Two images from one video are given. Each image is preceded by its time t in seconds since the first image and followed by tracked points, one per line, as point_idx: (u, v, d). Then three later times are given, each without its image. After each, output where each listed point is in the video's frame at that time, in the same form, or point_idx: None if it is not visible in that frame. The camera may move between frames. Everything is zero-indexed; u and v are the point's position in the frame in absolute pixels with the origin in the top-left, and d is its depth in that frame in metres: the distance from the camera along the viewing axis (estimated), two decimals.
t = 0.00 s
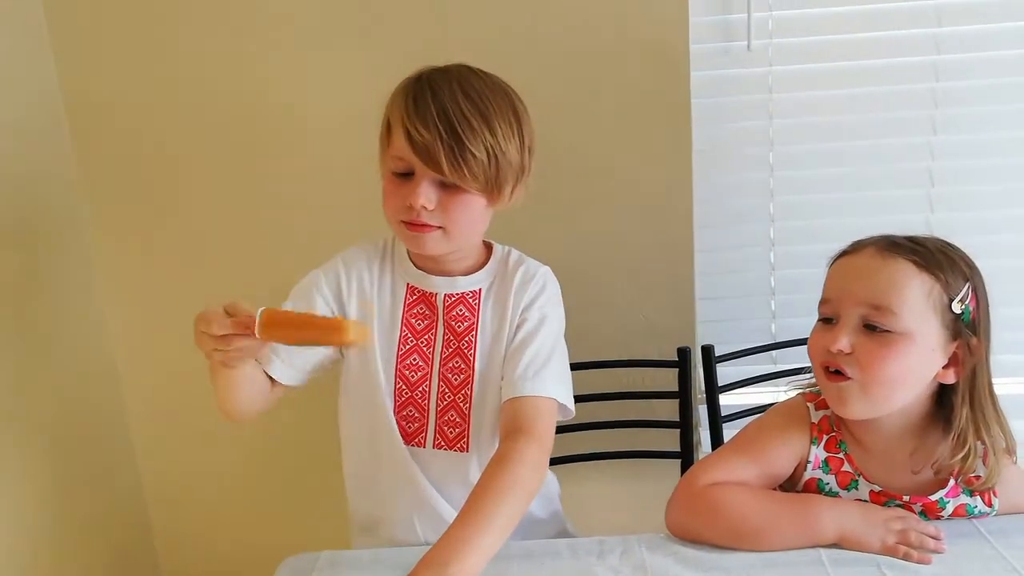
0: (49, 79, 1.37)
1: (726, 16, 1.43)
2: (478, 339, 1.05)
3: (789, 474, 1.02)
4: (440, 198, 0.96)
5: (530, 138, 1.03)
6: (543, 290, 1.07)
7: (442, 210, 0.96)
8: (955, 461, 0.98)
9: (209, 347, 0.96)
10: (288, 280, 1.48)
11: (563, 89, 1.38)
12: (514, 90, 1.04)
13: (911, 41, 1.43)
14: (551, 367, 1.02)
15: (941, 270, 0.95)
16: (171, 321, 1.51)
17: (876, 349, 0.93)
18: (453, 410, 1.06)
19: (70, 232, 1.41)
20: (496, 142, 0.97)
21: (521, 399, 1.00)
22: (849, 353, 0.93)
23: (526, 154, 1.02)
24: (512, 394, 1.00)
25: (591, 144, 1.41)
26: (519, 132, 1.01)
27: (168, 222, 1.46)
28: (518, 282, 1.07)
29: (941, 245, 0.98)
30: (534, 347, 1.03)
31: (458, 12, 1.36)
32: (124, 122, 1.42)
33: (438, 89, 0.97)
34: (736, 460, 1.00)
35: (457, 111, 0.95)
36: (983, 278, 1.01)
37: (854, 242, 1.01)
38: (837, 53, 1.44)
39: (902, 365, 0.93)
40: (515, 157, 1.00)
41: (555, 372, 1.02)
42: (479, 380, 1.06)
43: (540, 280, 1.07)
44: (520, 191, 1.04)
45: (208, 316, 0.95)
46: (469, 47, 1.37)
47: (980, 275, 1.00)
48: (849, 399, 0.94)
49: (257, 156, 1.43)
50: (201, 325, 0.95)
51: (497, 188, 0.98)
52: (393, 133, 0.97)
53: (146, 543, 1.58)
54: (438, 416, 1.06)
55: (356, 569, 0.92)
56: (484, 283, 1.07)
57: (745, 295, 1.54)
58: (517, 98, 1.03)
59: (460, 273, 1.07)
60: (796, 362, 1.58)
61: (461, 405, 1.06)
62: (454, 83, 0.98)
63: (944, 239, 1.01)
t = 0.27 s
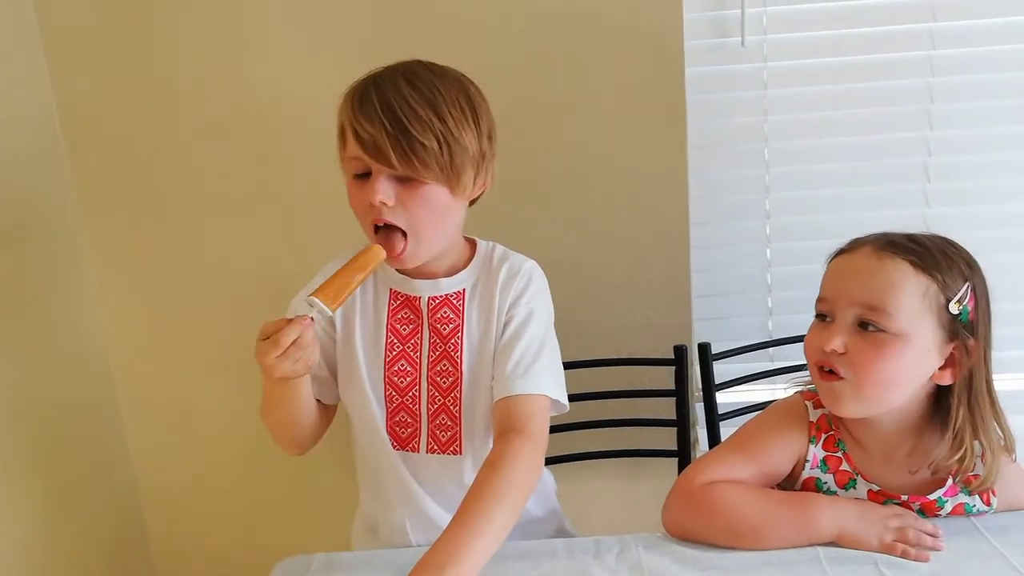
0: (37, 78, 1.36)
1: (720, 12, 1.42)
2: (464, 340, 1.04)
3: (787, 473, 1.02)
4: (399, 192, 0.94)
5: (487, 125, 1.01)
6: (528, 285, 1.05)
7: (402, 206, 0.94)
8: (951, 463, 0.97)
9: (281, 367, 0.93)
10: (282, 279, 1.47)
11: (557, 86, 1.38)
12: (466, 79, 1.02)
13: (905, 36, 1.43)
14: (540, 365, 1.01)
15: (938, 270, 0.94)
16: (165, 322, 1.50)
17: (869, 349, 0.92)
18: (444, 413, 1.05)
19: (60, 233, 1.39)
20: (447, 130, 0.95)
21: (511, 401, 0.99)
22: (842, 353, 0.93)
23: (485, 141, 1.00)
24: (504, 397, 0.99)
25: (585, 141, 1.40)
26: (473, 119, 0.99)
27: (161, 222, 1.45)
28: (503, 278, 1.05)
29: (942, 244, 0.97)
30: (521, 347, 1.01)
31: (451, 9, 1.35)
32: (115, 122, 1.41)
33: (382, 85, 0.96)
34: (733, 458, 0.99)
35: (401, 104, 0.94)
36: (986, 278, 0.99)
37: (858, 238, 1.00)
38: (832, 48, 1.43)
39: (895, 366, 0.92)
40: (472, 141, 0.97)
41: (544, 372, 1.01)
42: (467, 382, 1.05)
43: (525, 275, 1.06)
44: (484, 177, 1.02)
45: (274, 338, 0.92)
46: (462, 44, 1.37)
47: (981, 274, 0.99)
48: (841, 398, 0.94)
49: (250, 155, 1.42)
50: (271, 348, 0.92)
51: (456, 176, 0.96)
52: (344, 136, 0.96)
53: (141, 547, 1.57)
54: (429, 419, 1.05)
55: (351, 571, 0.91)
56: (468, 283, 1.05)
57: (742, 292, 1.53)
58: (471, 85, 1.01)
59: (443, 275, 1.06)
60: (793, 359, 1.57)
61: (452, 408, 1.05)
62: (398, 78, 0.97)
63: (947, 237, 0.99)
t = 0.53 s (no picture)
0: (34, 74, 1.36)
1: (718, 11, 1.42)
2: (460, 338, 1.04)
3: (786, 470, 1.02)
4: (379, 191, 0.94)
5: (464, 114, 1.00)
6: (525, 282, 1.05)
7: (383, 203, 0.94)
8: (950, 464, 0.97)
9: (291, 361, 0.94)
10: (280, 276, 1.47)
11: (556, 84, 1.38)
12: (442, 69, 1.02)
13: (903, 35, 1.43)
14: (536, 362, 1.01)
15: (938, 271, 0.94)
16: (162, 318, 1.49)
17: (864, 348, 0.92)
18: (440, 409, 1.05)
19: (57, 229, 1.39)
20: (420, 123, 0.94)
21: (508, 398, 0.99)
22: (837, 351, 0.93)
23: (463, 130, 1.00)
24: (501, 394, 0.99)
25: (584, 139, 1.40)
26: (448, 110, 0.98)
27: (159, 219, 1.45)
28: (499, 275, 1.05)
29: (943, 244, 0.97)
30: (518, 344, 1.01)
31: (450, 6, 1.35)
32: (113, 118, 1.41)
33: (352, 86, 0.96)
34: (731, 455, 0.99)
35: (370, 103, 0.94)
36: (986, 279, 0.99)
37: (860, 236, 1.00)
38: (830, 47, 1.43)
39: (890, 365, 0.92)
40: (447, 132, 0.97)
41: (541, 369, 1.01)
42: (463, 378, 1.05)
43: (522, 273, 1.06)
44: (467, 164, 1.01)
45: (282, 333, 0.92)
46: (461, 41, 1.36)
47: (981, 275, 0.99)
48: (837, 396, 0.94)
49: (248, 152, 1.42)
50: (280, 342, 0.92)
51: (435, 169, 0.96)
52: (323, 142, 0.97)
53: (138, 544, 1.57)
54: (425, 417, 1.05)
55: (349, 568, 0.91)
56: (463, 281, 1.05)
57: (739, 289, 1.53)
58: (446, 76, 1.01)
59: (439, 272, 1.06)
60: (790, 357, 1.58)
61: (448, 405, 1.05)
62: (369, 76, 0.97)
63: (949, 237, 0.99)
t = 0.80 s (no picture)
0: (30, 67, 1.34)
1: (719, 4, 1.41)
2: (459, 333, 1.04)
3: (788, 466, 1.02)
4: (378, 188, 0.93)
5: (458, 104, 0.99)
6: (524, 277, 1.05)
7: (382, 200, 0.94)
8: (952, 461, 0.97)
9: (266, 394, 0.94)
10: (279, 271, 1.46)
11: (556, 77, 1.37)
12: (432, 59, 1.00)
13: (905, 28, 1.42)
14: (536, 357, 1.00)
15: (945, 268, 0.93)
16: (160, 314, 1.49)
17: (869, 345, 0.92)
18: (439, 405, 1.04)
19: (54, 224, 1.38)
20: (414, 117, 0.93)
21: (507, 393, 0.98)
22: (842, 347, 0.93)
23: (458, 121, 0.99)
24: (501, 389, 0.99)
25: (584, 133, 1.39)
26: (442, 101, 0.97)
27: (157, 214, 1.44)
28: (498, 269, 1.05)
29: (951, 240, 0.95)
30: (517, 338, 1.01)
31: None
32: (110, 112, 1.40)
33: (343, 83, 0.95)
34: (733, 451, 0.99)
35: (362, 99, 0.93)
36: (993, 275, 0.99)
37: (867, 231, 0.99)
38: (831, 40, 1.42)
39: (896, 362, 0.92)
40: (442, 124, 0.96)
41: (540, 365, 1.00)
42: (462, 374, 1.04)
43: (520, 267, 1.05)
44: (463, 155, 1.01)
45: (251, 371, 0.92)
46: (461, 34, 1.35)
47: (989, 272, 0.98)
48: (841, 393, 0.94)
49: (246, 146, 1.41)
50: (249, 380, 0.92)
51: (432, 161, 0.95)
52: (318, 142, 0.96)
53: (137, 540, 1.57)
54: (424, 413, 1.05)
55: (349, 564, 0.91)
56: (462, 275, 1.05)
57: (740, 284, 1.53)
58: (438, 67, 0.99)
59: (437, 267, 1.05)
60: (792, 352, 1.57)
61: (447, 401, 1.04)
62: (359, 72, 0.96)
63: (955, 232, 0.98)
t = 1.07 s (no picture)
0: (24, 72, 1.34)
1: (712, 6, 1.42)
2: (452, 336, 1.04)
3: (783, 467, 1.02)
4: (371, 193, 0.93)
5: (447, 107, 0.99)
6: (516, 279, 1.05)
7: (376, 205, 0.94)
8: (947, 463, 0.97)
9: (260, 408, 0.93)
10: (274, 275, 1.46)
11: (549, 80, 1.37)
12: (420, 63, 1.00)
13: (898, 30, 1.43)
14: (529, 360, 1.00)
15: (940, 270, 0.93)
16: (155, 318, 1.48)
17: (866, 348, 0.92)
18: (433, 410, 1.04)
19: (49, 229, 1.38)
20: (404, 121, 0.94)
21: (500, 397, 0.98)
22: (838, 350, 0.93)
23: (447, 124, 0.99)
24: (495, 393, 0.99)
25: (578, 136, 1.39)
26: (431, 105, 0.97)
27: (151, 218, 1.44)
28: (490, 272, 1.05)
29: (947, 243, 0.95)
30: (510, 341, 1.01)
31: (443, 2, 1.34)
32: (104, 116, 1.39)
33: (332, 89, 0.95)
34: (728, 453, 0.99)
35: (351, 105, 0.93)
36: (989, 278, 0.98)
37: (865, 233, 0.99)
38: (824, 42, 1.43)
39: (892, 366, 0.92)
40: (432, 127, 0.96)
41: (534, 368, 1.00)
42: (456, 378, 1.04)
43: (512, 270, 1.05)
44: (453, 158, 1.01)
45: (243, 386, 0.91)
46: (456, 36, 1.35)
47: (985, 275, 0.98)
48: (837, 395, 0.94)
49: (240, 150, 1.41)
50: (243, 394, 0.91)
51: (424, 165, 0.95)
52: (308, 149, 0.96)
53: (133, 545, 1.56)
54: (418, 417, 1.05)
55: (345, 569, 0.90)
56: (454, 279, 1.05)
57: (735, 286, 1.53)
58: (425, 71, 0.99)
59: (430, 271, 1.05)
60: (787, 353, 1.57)
61: (441, 405, 1.04)
62: (347, 77, 0.96)
63: (951, 234, 0.98)
